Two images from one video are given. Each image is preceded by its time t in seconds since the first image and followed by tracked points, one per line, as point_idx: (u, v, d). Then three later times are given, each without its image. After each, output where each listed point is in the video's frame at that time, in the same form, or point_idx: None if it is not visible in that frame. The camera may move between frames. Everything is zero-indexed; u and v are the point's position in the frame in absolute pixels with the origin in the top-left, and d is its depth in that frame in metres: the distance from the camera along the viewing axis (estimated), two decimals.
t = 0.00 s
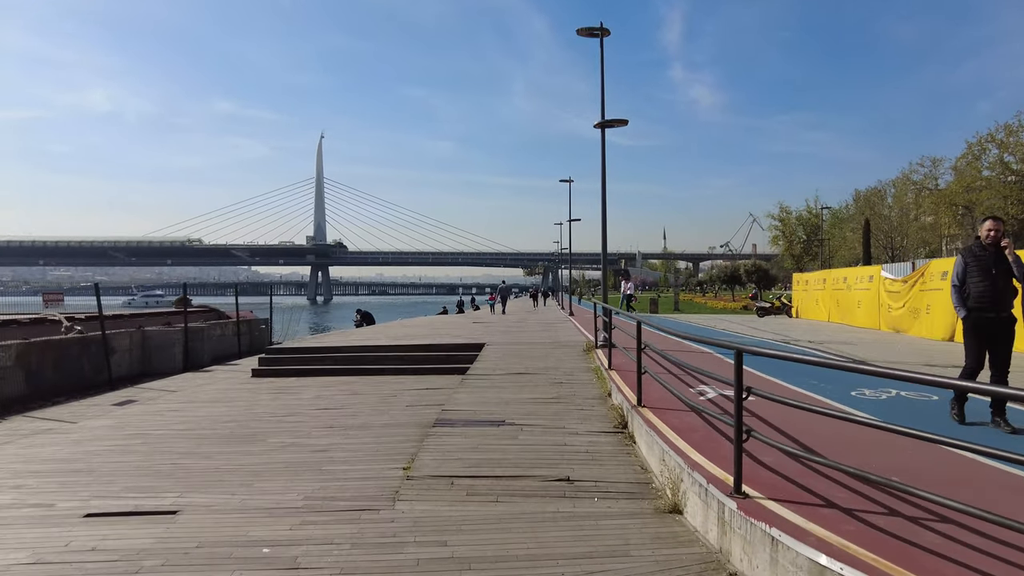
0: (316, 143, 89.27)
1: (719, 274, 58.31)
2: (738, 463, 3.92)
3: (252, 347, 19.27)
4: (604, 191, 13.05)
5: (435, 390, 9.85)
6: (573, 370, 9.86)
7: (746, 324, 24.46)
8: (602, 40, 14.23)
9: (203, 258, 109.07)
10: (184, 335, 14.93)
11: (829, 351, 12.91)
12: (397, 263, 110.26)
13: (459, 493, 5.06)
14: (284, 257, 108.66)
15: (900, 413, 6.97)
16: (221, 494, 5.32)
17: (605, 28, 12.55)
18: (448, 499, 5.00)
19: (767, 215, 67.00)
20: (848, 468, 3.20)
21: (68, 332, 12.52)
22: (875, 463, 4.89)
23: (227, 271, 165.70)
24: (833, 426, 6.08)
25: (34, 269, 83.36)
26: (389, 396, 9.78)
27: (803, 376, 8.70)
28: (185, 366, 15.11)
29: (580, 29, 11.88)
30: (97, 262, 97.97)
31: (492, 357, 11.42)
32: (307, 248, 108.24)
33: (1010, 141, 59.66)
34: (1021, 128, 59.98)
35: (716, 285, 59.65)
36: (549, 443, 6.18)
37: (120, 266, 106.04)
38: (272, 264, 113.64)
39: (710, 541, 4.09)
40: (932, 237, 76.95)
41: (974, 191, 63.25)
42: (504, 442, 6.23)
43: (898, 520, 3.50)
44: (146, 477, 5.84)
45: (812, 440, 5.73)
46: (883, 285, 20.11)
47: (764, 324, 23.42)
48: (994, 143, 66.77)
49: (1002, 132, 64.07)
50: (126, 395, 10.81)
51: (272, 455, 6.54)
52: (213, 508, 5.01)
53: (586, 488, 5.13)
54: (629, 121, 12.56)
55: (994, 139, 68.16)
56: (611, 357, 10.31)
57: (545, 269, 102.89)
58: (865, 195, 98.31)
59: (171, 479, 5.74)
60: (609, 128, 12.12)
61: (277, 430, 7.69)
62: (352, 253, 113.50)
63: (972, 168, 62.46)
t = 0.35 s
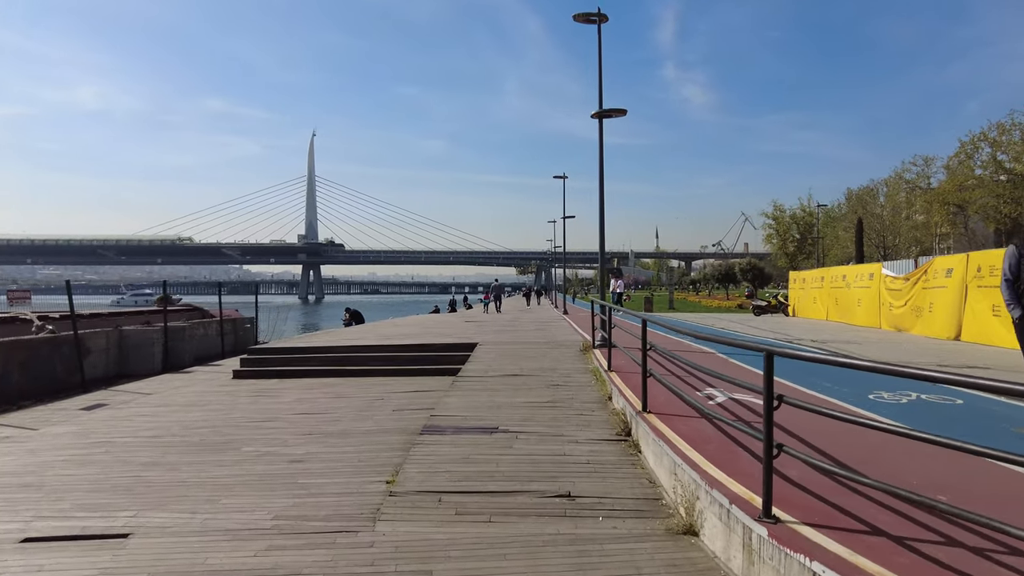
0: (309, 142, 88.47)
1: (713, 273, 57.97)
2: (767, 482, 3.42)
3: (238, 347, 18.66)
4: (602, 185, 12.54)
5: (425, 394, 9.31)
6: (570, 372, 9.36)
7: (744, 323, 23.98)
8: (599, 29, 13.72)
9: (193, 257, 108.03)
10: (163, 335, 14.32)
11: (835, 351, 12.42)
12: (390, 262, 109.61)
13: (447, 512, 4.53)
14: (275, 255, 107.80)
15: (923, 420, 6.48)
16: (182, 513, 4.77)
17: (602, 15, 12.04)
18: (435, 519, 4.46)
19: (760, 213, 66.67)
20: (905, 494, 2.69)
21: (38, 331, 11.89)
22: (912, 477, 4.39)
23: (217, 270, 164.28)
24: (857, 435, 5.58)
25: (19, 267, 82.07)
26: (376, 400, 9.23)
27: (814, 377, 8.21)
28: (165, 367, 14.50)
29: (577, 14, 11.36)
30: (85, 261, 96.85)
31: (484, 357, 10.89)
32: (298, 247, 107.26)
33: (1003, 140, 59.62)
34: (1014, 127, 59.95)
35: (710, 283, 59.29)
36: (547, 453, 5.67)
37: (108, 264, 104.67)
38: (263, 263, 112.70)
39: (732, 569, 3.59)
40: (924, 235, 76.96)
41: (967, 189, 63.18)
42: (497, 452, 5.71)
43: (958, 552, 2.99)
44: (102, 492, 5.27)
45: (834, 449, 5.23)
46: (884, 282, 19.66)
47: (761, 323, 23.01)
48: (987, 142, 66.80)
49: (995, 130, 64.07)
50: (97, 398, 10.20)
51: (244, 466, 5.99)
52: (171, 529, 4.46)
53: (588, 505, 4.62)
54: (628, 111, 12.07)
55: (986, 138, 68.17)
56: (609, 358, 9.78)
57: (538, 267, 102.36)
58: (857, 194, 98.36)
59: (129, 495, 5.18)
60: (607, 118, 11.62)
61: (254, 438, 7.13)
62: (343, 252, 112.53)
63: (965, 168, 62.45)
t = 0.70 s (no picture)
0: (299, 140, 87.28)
1: (707, 272, 57.64)
2: (813, 524, 2.88)
3: (220, 350, 18.01)
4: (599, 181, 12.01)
5: (413, 404, 8.74)
6: (567, 379, 8.82)
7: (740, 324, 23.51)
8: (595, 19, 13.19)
9: (182, 257, 106.88)
10: (139, 339, 13.65)
11: (842, 355, 11.92)
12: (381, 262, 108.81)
13: (434, 549, 3.96)
14: (265, 255, 106.89)
15: (954, 434, 5.98)
16: (132, 549, 4.19)
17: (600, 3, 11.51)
18: (420, 557, 3.89)
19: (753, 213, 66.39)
20: (992, 547, 2.16)
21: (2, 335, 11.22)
22: (963, 512, 3.86)
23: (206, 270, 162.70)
24: (890, 458, 5.06)
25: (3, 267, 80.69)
26: (361, 411, 8.65)
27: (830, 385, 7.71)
28: (141, 373, 13.84)
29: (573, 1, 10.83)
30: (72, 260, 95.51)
31: (476, 362, 10.33)
32: (288, 246, 106.23)
33: (994, 139, 59.62)
34: (1005, 127, 59.95)
35: (703, 283, 58.96)
36: (545, 476, 5.11)
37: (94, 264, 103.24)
38: (253, 263, 111.60)
39: None
40: (915, 235, 77.00)
41: (958, 189, 63.15)
42: (491, 474, 5.15)
43: None
44: (45, 522, 4.68)
45: (862, 473, 4.74)
46: (885, 283, 19.21)
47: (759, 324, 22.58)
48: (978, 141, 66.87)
49: (985, 130, 64.11)
50: (63, 408, 9.56)
51: (210, 490, 5.40)
52: (115, 571, 3.87)
53: (594, 539, 4.06)
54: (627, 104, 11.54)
55: (977, 137, 68.23)
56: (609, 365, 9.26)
57: (530, 267, 101.79)
58: (848, 193, 98.47)
59: (74, 525, 4.59)
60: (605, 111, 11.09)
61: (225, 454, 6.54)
62: (334, 251, 111.58)
63: (956, 167, 62.44)
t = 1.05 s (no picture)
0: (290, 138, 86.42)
1: (699, 272, 57.36)
2: None
3: (202, 352, 17.37)
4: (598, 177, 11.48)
5: (401, 413, 8.18)
6: (565, 385, 8.31)
7: (736, 324, 23.06)
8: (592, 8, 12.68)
9: (170, 256, 105.69)
10: (114, 341, 13.02)
11: (849, 359, 11.46)
12: (371, 261, 108.04)
13: None
14: (254, 255, 105.86)
15: (989, 447, 5.50)
16: None
17: None
18: None
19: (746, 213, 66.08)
20: None
21: None
22: None
23: (195, 270, 161.16)
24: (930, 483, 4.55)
25: None
26: (345, 421, 8.08)
27: (847, 392, 7.23)
28: (117, 377, 13.22)
29: None
30: (57, 259, 94.07)
31: (468, 367, 9.81)
32: (278, 245, 105.17)
33: (985, 140, 59.68)
34: (996, 128, 60.02)
35: (695, 283, 58.70)
36: (547, 499, 4.60)
37: (80, 263, 101.79)
38: (242, 262, 110.55)
39: None
40: (906, 236, 77.12)
41: (949, 190, 63.20)
42: (485, 498, 4.63)
43: None
44: None
45: (900, 496, 4.25)
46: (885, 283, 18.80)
47: (756, 326, 22.16)
48: (968, 143, 67.00)
49: (976, 131, 64.19)
50: (26, 416, 8.94)
51: (173, 514, 4.84)
52: None
53: None
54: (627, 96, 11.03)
55: (968, 139, 68.36)
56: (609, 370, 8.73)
57: (521, 267, 101.31)
58: (839, 194, 98.63)
59: (11, 560, 4.02)
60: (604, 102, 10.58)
61: (194, 470, 5.99)
62: (324, 251, 110.62)
63: (947, 168, 62.48)
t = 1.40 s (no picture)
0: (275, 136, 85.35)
1: (688, 272, 57.11)
2: None
3: (178, 353, 16.66)
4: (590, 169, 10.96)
5: (382, 421, 7.61)
6: (557, 389, 7.79)
7: (729, 324, 22.66)
8: None
9: (154, 255, 104.19)
10: (81, 343, 12.35)
11: (851, 359, 11.02)
12: (359, 261, 107.12)
13: None
14: (240, 254, 104.57)
15: None
16: None
17: None
18: None
19: (735, 213, 65.89)
20: None
21: None
22: None
23: (179, 269, 159.17)
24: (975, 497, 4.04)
25: None
26: (321, 428, 7.51)
27: (862, 397, 6.75)
28: (84, 380, 12.54)
29: None
30: (36, 258, 92.30)
31: (454, 369, 9.27)
32: (263, 245, 103.94)
33: (971, 141, 59.91)
34: (982, 128, 60.26)
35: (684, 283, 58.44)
36: (540, 521, 4.08)
37: (60, 262, 99.98)
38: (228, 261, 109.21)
39: None
40: (893, 236, 77.40)
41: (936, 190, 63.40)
42: (471, 520, 4.10)
43: None
44: None
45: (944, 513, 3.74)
46: (880, 282, 18.45)
47: (749, 325, 21.76)
48: (954, 143, 67.33)
49: (962, 132, 64.45)
50: None
51: (116, 540, 4.26)
52: None
53: None
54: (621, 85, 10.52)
55: (954, 139, 68.67)
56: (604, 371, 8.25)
57: (509, 267, 100.75)
58: (826, 195, 98.97)
59: None
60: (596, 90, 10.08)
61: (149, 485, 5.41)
62: (310, 250, 109.47)
63: (933, 168, 62.67)
